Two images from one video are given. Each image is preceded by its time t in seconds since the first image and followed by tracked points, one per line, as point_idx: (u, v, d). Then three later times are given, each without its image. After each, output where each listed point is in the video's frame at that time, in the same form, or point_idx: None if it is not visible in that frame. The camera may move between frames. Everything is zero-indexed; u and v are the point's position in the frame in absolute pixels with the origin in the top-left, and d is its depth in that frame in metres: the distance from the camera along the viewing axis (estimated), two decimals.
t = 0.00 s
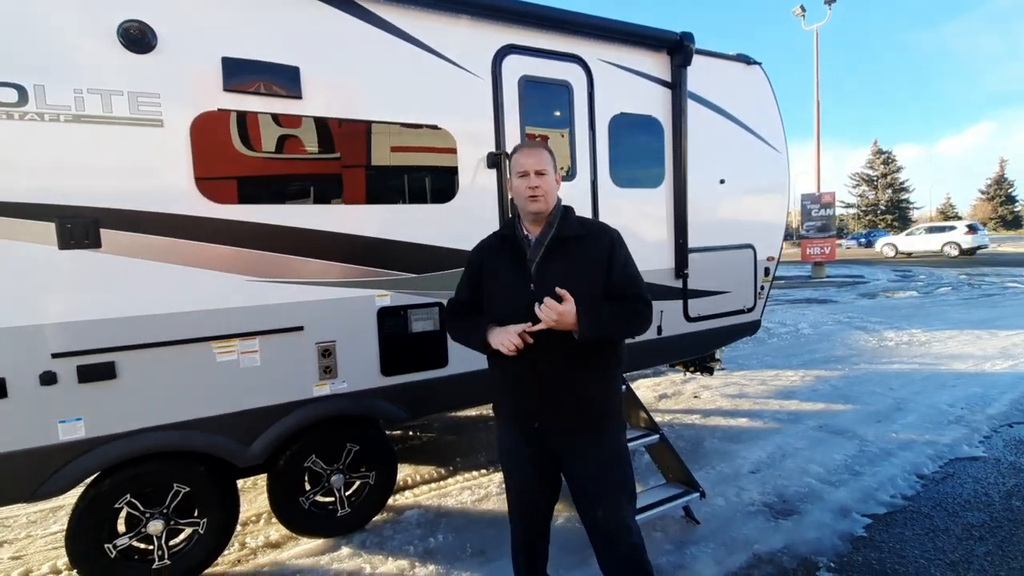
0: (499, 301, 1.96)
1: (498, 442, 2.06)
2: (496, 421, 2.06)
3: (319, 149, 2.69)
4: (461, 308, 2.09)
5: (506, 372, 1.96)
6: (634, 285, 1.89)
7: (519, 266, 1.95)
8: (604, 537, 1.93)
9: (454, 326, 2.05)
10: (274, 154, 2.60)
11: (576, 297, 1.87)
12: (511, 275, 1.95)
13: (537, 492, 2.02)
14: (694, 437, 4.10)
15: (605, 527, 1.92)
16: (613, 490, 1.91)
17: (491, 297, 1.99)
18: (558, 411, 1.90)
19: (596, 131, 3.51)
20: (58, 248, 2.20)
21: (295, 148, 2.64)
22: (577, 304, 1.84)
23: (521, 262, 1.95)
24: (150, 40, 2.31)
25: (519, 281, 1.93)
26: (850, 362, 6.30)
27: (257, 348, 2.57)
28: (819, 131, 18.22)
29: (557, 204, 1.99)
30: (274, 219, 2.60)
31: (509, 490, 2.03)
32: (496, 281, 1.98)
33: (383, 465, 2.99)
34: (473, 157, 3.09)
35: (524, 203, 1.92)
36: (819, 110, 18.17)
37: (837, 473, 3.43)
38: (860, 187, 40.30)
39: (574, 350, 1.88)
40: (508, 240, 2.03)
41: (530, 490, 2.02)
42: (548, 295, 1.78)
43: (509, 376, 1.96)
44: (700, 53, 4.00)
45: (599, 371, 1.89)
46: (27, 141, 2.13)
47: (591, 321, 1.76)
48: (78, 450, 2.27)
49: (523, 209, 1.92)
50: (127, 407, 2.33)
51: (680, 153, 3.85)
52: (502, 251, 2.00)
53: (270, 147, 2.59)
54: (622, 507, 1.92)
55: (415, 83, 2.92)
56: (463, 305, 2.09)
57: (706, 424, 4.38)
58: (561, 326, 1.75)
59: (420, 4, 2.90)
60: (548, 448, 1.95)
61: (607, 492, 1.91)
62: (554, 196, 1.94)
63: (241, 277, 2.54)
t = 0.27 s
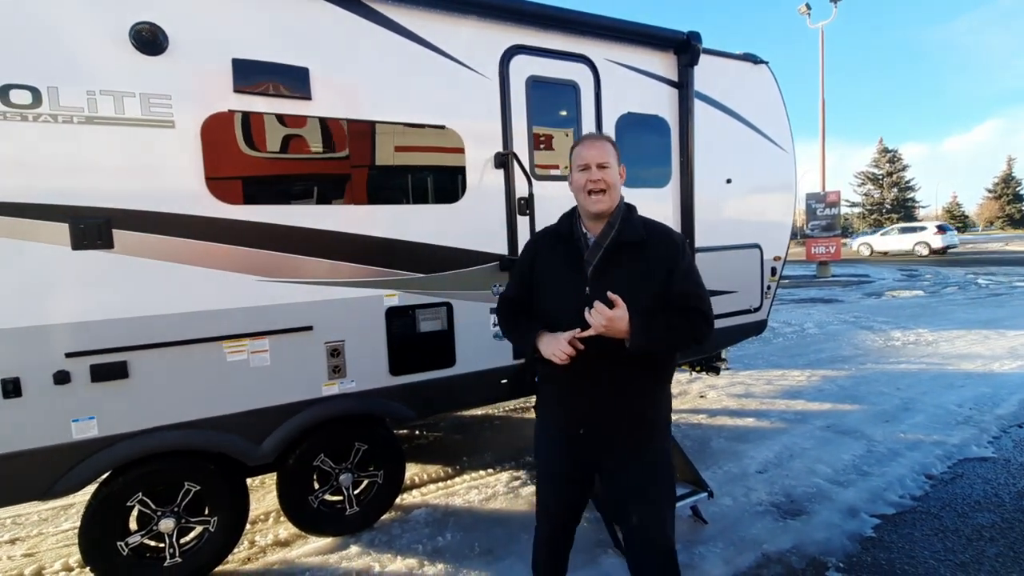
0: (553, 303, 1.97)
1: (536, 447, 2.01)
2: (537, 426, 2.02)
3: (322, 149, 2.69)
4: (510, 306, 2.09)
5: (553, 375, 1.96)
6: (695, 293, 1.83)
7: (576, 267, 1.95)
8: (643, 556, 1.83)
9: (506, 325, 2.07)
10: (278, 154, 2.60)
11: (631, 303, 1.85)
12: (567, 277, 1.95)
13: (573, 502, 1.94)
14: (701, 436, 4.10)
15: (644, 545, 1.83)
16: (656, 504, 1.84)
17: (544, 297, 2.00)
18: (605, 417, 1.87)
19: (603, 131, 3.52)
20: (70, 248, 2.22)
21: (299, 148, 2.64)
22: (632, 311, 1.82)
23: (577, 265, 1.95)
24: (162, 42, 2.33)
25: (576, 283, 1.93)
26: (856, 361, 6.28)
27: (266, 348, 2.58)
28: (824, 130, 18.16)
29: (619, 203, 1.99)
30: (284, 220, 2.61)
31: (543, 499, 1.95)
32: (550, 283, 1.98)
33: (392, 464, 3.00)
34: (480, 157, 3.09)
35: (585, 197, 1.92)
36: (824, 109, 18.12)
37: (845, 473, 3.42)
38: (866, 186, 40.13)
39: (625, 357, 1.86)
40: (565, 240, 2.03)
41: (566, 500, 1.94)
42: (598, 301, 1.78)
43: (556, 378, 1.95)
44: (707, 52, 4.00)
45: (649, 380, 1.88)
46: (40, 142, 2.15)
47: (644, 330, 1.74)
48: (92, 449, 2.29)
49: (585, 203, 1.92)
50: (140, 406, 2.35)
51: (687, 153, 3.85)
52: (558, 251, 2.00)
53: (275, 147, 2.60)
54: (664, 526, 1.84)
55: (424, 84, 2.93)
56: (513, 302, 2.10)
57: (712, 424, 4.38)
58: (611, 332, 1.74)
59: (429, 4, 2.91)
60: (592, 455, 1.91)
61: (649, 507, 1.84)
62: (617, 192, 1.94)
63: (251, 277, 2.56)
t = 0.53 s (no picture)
0: (587, 302, 1.97)
1: (563, 441, 2.06)
2: (566, 420, 2.06)
3: (324, 148, 2.70)
4: (546, 303, 2.12)
5: (582, 372, 1.99)
6: (732, 299, 1.81)
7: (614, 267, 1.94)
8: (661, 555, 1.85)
9: (541, 323, 2.11)
10: (280, 153, 2.61)
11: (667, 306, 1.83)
12: (603, 276, 1.95)
13: (597, 498, 1.97)
14: (705, 435, 4.10)
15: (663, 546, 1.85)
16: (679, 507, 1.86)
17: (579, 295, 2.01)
18: (634, 419, 1.88)
19: (608, 129, 3.52)
20: (79, 247, 2.24)
21: (301, 147, 2.65)
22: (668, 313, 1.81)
23: (613, 265, 1.94)
24: (170, 42, 2.35)
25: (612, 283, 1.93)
26: (860, 361, 6.27)
27: (273, 346, 2.60)
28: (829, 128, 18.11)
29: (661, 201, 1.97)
30: (290, 218, 2.63)
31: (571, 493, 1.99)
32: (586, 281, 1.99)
33: (397, 462, 3.01)
34: (485, 156, 3.11)
35: (627, 194, 1.90)
36: (828, 107, 18.07)
37: (850, 472, 3.42)
38: (870, 185, 39.98)
39: (657, 361, 1.87)
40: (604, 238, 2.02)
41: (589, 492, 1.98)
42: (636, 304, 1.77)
43: (587, 376, 1.97)
44: (712, 51, 4.00)
45: (681, 382, 1.87)
46: (50, 142, 2.17)
47: (680, 335, 1.73)
48: (101, 445, 2.31)
49: (627, 200, 1.89)
50: (148, 403, 2.37)
51: (691, 152, 3.86)
52: (595, 250, 2.00)
53: (276, 146, 2.61)
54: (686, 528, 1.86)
55: (429, 83, 2.94)
56: (548, 299, 2.12)
57: (716, 423, 4.38)
58: (648, 336, 1.73)
59: (435, 4, 2.92)
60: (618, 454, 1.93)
61: (672, 509, 1.85)
62: (660, 191, 1.91)
63: (258, 276, 2.57)
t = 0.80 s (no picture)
0: (594, 302, 1.99)
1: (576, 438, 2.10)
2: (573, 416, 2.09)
3: (323, 147, 2.71)
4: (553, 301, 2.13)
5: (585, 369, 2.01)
6: (737, 303, 1.81)
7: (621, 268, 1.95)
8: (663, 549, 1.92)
9: (546, 319, 2.12)
10: (279, 153, 2.62)
11: (672, 308, 1.83)
12: (609, 277, 1.97)
13: (600, 491, 2.02)
14: (703, 434, 4.11)
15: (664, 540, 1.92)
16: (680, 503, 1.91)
17: (586, 295, 2.02)
18: (637, 419, 1.89)
19: (606, 129, 3.52)
20: (79, 247, 2.25)
21: (300, 147, 2.66)
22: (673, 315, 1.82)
23: (620, 266, 1.95)
24: (169, 42, 2.35)
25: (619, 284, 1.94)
26: (859, 360, 6.28)
27: (271, 345, 2.61)
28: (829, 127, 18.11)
29: (672, 204, 1.96)
30: (289, 218, 2.63)
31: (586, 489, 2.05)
32: (592, 282, 2.00)
33: (395, 462, 3.02)
34: (484, 156, 3.11)
35: (641, 197, 1.90)
36: (828, 106, 18.06)
37: (848, 471, 3.43)
38: (871, 184, 39.93)
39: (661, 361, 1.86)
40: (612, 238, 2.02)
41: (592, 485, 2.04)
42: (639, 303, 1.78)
43: (593, 376, 1.98)
44: (711, 51, 4.00)
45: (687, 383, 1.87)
46: (49, 142, 2.17)
47: (683, 337, 1.73)
48: (100, 445, 2.32)
49: (640, 204, 1.90)
50: (147, 403, 2.38)
51: (690, 152, 3.86)
52: (602, 250, 2.01)
53: (275, 145, 2.61)
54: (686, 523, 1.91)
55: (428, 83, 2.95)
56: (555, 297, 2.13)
57: (714, 422, 4.38)
58: (651, 335, 1.73)
59: (433, 4, 2.93)
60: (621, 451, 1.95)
61: (673, 507, 1.90)
62: (672, 194, 1.91)
63: (256, 276, 2.58)
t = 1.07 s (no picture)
0: (577, 303, 1.99)
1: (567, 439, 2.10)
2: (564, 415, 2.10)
3: (320, 147, 2.71)
4: (539, 304, 2.14)
5: (570, 368, 2.02)
6: (715, 298, 1.81)
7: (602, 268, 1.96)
8: (650, 546, 1.92)
9: (532, 320, 2.13)
10: (276, 152, 2.62)
11: (650, 304, 1.84)
12: (590, 278, 1.98)
13: (592, 491, 2.03)
14: (698, 434, 4.11)
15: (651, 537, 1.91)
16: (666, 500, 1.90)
17: (569, 296, 2.02)
18: (619, 415, 1.90)
19: (600, 129, 3.52)
20: (68, 248, 2.24)
21: (296, 146, 2.67)
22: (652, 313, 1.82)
23: (602, 265, 1.97)
24: (159, 43, 2.35)
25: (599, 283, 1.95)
26: (855, 360, 6.28)
27: (262, 346, 2.60)
28: (827, 126, 18.12)
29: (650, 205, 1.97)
30: (280, 219, 2.63)
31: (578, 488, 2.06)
32: (575, 282, 2.01)
33: (388, 462, 3.02)
34: (476, 156, 3.10)
35: (618, 199, 1.90)
36: (827, 106, 18.08)
37: (842, 471, 3.43)
38: (870, 183, 39.95)
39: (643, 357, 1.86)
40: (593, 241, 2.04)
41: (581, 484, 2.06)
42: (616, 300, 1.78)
43: (579, 376, 1.99)
44: (705, 50, 4.00)
45: (670, 381, 1.87)
46: (39, 143, 2.17)
47: (662, 334, 1.73)
48: (90, 446, 2.32)
49: (616, 206, 1.90)
50: (137, 404, 2.37)
51: (684, 151, 3.85)
52: (584, 252, 2.02)
53: (273, 145, 2.62)
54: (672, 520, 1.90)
55: (420, 83, 2.94)
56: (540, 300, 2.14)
57: (709, 422, 4.38)
58: (628, 331, 1.73)
59: (426, 4, 2.92)
60: (606, 448, 1.95)
61: (658, 503, 1.90)
62: (648, 197, 1.91)
63: (247, 276, 2.57)
